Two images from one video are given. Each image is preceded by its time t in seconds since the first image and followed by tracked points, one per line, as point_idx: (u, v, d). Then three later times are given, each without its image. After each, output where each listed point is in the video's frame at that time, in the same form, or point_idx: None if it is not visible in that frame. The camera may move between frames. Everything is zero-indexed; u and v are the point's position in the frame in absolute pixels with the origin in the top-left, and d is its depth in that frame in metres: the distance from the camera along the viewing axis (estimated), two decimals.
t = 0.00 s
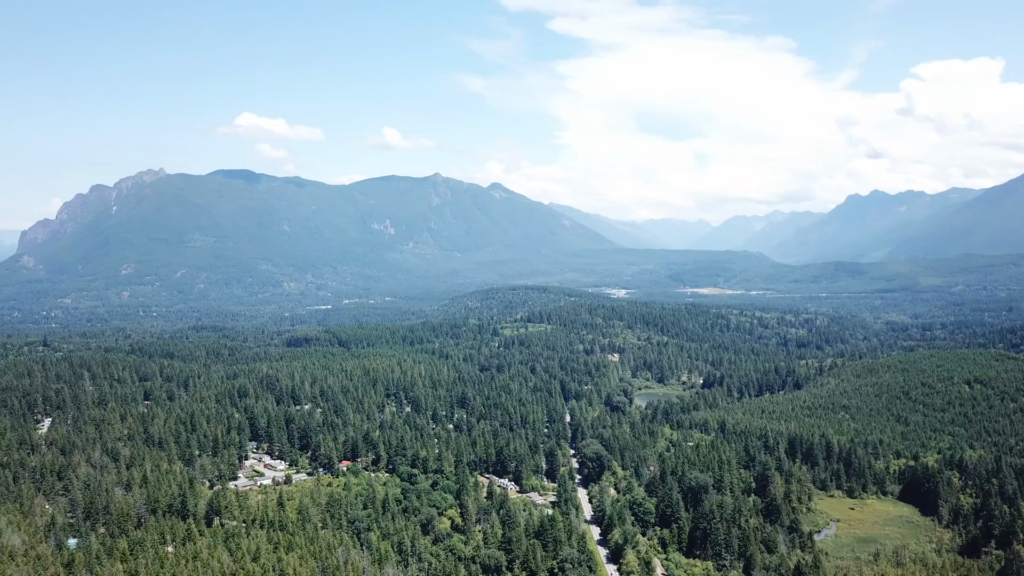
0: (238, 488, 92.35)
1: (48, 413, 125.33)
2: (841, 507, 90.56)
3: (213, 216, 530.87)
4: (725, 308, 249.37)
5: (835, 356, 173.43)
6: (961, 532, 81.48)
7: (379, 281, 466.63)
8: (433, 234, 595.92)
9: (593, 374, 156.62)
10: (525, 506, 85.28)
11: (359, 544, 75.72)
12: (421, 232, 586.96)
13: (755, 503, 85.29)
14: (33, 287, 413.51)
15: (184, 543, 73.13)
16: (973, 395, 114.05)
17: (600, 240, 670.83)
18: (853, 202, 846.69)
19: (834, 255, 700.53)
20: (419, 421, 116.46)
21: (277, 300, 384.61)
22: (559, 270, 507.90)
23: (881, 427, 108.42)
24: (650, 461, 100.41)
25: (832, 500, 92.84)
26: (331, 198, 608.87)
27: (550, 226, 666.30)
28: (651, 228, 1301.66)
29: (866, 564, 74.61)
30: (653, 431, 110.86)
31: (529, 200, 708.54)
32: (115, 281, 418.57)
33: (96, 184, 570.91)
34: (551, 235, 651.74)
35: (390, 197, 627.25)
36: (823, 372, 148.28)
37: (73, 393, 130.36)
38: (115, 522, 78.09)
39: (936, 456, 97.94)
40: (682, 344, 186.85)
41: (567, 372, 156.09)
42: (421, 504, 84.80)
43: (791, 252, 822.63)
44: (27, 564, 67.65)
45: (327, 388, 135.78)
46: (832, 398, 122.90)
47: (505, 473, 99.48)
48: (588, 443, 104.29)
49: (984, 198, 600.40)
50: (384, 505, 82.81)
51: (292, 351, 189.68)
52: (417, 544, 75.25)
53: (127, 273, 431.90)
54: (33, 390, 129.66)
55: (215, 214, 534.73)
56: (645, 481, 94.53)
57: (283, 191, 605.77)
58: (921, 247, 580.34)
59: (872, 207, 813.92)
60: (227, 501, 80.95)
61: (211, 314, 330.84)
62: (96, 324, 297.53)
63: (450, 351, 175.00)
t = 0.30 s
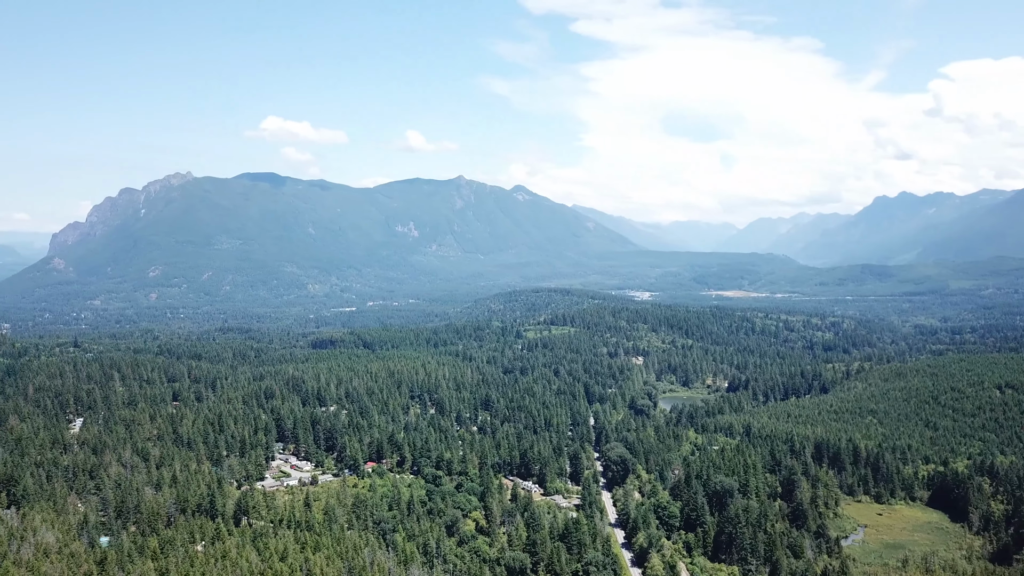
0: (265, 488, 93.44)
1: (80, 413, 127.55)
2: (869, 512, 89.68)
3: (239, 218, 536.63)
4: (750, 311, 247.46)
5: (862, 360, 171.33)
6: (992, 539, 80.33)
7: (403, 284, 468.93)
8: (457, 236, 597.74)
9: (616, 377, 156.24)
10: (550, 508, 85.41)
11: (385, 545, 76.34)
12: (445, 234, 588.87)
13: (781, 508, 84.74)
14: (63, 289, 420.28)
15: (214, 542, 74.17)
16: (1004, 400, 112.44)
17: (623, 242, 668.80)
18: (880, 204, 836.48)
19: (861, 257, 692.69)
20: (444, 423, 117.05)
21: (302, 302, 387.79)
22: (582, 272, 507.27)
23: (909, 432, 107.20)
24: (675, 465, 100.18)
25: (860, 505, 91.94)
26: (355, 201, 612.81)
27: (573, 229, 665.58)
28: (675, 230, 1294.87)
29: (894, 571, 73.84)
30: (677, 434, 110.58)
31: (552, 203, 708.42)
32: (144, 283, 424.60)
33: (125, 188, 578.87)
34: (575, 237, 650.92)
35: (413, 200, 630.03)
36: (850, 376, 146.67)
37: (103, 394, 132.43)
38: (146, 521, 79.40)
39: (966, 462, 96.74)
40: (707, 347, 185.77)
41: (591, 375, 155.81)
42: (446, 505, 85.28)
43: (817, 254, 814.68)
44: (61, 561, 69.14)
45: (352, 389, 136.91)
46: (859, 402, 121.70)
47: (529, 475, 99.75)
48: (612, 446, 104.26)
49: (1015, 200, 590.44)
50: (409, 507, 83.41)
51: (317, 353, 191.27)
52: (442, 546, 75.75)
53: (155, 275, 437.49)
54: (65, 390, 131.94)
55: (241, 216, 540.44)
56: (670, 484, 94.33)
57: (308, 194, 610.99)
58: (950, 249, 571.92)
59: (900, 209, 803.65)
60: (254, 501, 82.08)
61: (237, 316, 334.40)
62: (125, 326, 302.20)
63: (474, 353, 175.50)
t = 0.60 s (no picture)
0: (291, 489, 94.45)
1: (110, 413, 129.61)
2: (896, 518, 88.76)
3: (264, 221, 541.78)
4: (775, 314, 245.50)
5: (889, 364, 169.36)
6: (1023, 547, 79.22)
7: (426, 286, 470.83)
8: (479, 239, 599.04)
9: (640, 380, 155.74)
10: (574, 511, 85.56)
11: (409, 547, 76.88)
12: (467, 236, 590.53)
13: (807, 513, 84.18)
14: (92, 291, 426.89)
15: (241, 542, 75.17)
16: None
17: (646, 245, 666.61)
18: (908, 206, 826.07)
19: (888, 260, 684.45)
20: (468, 425, 117.47)
21: (326, 304, 390.52)
22: (605, 274, 506.45)
23: (938, 437, 105.91)
24: (699, 468, 99.84)
25: (887, 511, 91.01)
26: (379, 204, 616.23)
27: (595, 231, 664.44)
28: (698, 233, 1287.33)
29: None
30: (701, 438, 110.14)
31: (574, 205, 707.69)
32: (170, 285, 430.16)
33: (152, 191, 586.50)
34: (597, 239, 649.49)
35: (436, 203, 632.29)
36: (876, 381, 145.14)
37: (132, 395, 134.44)
38: (175, 520, 80.77)
39: (996, 468, 95.38)
40: (731, 351, 184.60)
41: (614, 378, 155.54)
42: (470, 507, 85.71)
43: (843, 257, 806.34)
44: (93, 559, 70.52)
45: (377, 391, 137.82)
46: (886, 407, 120.38)
47: (553, 478, 99.87)
48: (636, 449, 104.07)
49: None
50: (433, 509, 83.98)
51: (341, 354, 192.73)
52: (466, 548, 76.16)
53: (182, 277, 442.95)
54: (96, 391, 134.16)
55: (266, 219, 545.69)
56: (694, 488, 94.08)
57: (332, 197, 615.43)
58: (979, 252, 563.44)
59: (928, 211, 792.98)
60: (280, 501, 83.15)
61: (262, 318, 337.73)
62: (152, 327, 306.38)
63: (497, 356, 175.80)
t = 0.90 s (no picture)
0: (317, 489, 95.33)
1: (139, 412, 131.53)
2: (925, 523, 87.75)
3: (289, 223, 546.59)
4: (801, 317, 243.21)
5: (918, 368, 167.25)
6: None
7: (449, 287, 472.51)
8: (502, 240, 599.83)
9: (664, 383, 155.14)
10: (598, 514, 85.62)
11: (434, 547, 77.33)
12: (490, 238, 591.57)
13: (834, 517, 83.52)
14: (120, 292, 433.06)
15: (269, 541, 76.08)
16: None
17: (670, 247, 663.58)
18: (936, 207, 814.52)
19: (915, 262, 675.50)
20: (491, 427, 117.75)
21: (350, 305, 393.21)
22: (628, 276, 504.86)
23: (968, 442, 104.48)
24: (724, 472, 99.37)
25: (916, 516, 89.99)
26: (402, 206, 619.17)
27: (619, 232, 662.55)
28: (723, 234, 1278.43)
29: None
30: (726, 441, 109.57)
31: (598, 207, 706.26)
32: (196, 286, 435.36)
33: (179, 193, 593.82)
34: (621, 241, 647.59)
35: (460, 205, 634.05)
36: (905, 385, 143.35)
37: (160, 395, 136.25)
38: (204, 519, 81.93)
39: None
40: (757, 353, 183.28)
41: (638, 381, 155.07)
42: (494, 509, 86.03)
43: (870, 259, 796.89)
44: (124, 556, 71.76)
45: (401, 392, 138.61)
46: (914, 411, 118.89)
47: (576, 481, 99.83)
48: (660, 452, 103.74)
49: None
50: (458, 510, 84.43)
51: (367, 355, 193.99)
52: (491, 550, 76.45)
53: (208, 279, 448.32)
54: (125, 391, 136.22)
55: (291, 221, 550.43)
56: (718, 491, 93.75)
57: (356, 199, 619.39)
58: (1011, 254, 554.07)
59: (958, 212, 781.34)
60: (307, 501, 84.05)
61: (287, 319, 340.90)
62: (179, 328, 310.44)
63: (520, 358, 175.99)
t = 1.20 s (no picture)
0: (342, 490, 96.16)
1: (167, 413, 133.41)
2: (954, 529, 86.73)
3: (313, 226, 550.96)
4: (826, 320, 240.87)
5: (947, 372, 164.95)
6: None
7: (472, 290, 473.73)
8: (524, 243, 600.20)
9: (688, 386, 154.51)
10: (622, 517, 85.62)
11: (459, 549, 77.75)
12: (512, 240, 592.23)
13: (861, 523, 82.86)
14: (148, 294, 438.83)
15: (296, 541, 77.00)
16: None
17: (693, 249, 660.12)
18: (965, 208, 802.59)
19: (943, 264, 666.20)
20: (515, 429, 117.97)
21: (374, 307, 395.70)
22: (651, 279, 502.80)
23: (998, 448, 103.04)
24: (749, 476, 98.87)
25: (944, 522, 88.95)
26: (425, 208, 621.46)
27: (642, 234, 660.27)
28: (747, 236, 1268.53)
29: None
30: (751, 445, 109.06)
31: (620, 209, 704.39)
32: (222, 288, 440.12)
33: (205, 196, 600.60)
34: (644, 243, 645.24)
35: (482, 207, 635.28)
36: (933, 389, 141.52)
37: (187, 395, 138.11)
38: (232, 518, 83.16)
39: None
40: (782, 357, 181.77)
41: (662, 384, 154.59)
42: (518, 511, 86.29)
43: (897, 261, 787.01)
44: (154, 555, 72.96)
45: (425, 394, 139.34)
46: (943, 415, 117.40)
47: (600, 484, 99.83)
48: (685, 456, 103.53)
49: None
50: (482, 512, 84.83)
51: (390, 357, 195.25)
52: (515, 552, 76.72)
53: (233, 280, 453.17)
54: (154, 391, 138.22)
55: (316, 224, 554.83)
56: (744, 496, 93.29)
57: (379, 201, 622.68)
58: None
59: (987, 214, 769.25)
60: (333, 502, 84.80)
61: (312, 321, 343.84)
62: (206, 329, 314.18)
63: (543, 360, 176.15)
